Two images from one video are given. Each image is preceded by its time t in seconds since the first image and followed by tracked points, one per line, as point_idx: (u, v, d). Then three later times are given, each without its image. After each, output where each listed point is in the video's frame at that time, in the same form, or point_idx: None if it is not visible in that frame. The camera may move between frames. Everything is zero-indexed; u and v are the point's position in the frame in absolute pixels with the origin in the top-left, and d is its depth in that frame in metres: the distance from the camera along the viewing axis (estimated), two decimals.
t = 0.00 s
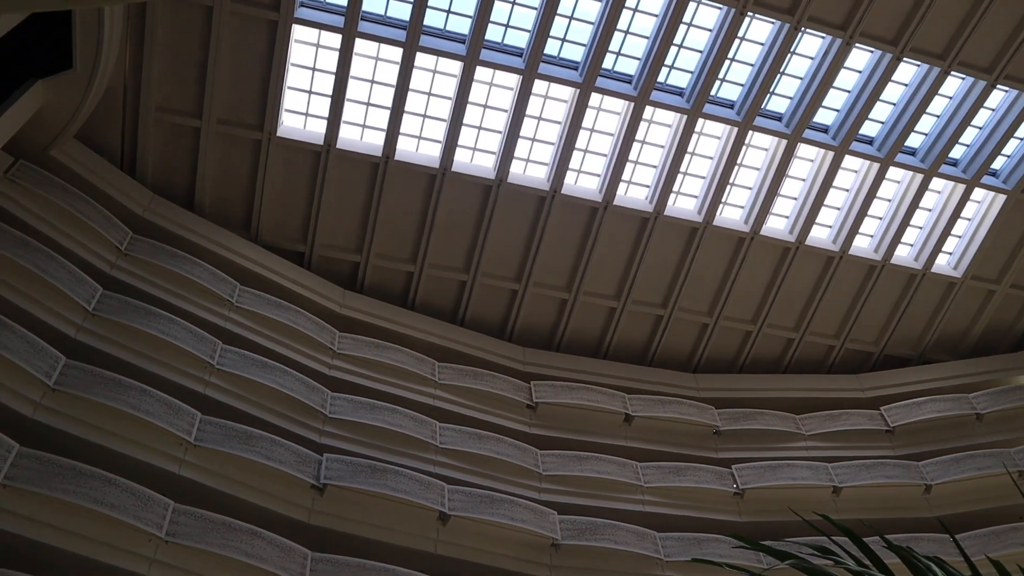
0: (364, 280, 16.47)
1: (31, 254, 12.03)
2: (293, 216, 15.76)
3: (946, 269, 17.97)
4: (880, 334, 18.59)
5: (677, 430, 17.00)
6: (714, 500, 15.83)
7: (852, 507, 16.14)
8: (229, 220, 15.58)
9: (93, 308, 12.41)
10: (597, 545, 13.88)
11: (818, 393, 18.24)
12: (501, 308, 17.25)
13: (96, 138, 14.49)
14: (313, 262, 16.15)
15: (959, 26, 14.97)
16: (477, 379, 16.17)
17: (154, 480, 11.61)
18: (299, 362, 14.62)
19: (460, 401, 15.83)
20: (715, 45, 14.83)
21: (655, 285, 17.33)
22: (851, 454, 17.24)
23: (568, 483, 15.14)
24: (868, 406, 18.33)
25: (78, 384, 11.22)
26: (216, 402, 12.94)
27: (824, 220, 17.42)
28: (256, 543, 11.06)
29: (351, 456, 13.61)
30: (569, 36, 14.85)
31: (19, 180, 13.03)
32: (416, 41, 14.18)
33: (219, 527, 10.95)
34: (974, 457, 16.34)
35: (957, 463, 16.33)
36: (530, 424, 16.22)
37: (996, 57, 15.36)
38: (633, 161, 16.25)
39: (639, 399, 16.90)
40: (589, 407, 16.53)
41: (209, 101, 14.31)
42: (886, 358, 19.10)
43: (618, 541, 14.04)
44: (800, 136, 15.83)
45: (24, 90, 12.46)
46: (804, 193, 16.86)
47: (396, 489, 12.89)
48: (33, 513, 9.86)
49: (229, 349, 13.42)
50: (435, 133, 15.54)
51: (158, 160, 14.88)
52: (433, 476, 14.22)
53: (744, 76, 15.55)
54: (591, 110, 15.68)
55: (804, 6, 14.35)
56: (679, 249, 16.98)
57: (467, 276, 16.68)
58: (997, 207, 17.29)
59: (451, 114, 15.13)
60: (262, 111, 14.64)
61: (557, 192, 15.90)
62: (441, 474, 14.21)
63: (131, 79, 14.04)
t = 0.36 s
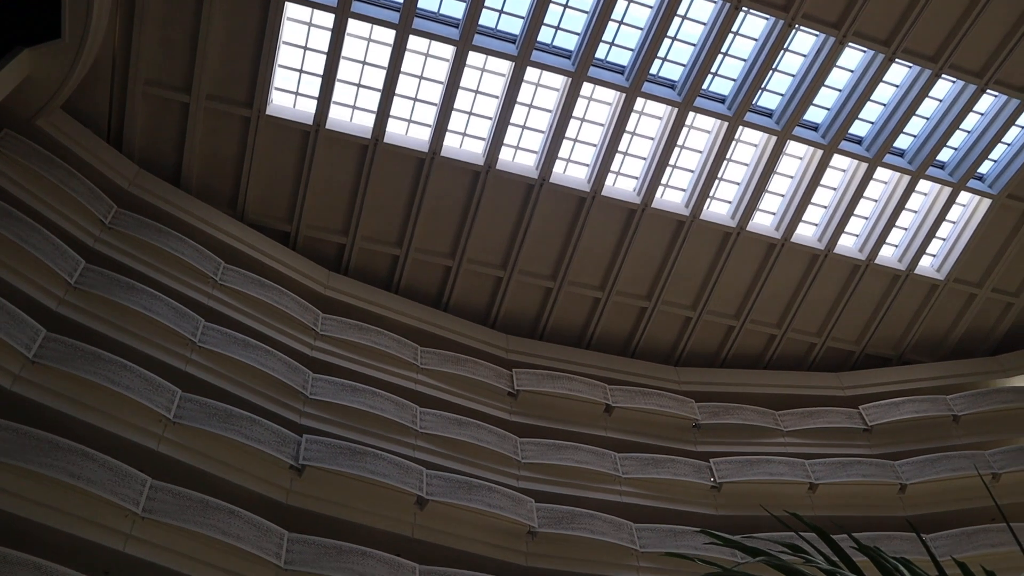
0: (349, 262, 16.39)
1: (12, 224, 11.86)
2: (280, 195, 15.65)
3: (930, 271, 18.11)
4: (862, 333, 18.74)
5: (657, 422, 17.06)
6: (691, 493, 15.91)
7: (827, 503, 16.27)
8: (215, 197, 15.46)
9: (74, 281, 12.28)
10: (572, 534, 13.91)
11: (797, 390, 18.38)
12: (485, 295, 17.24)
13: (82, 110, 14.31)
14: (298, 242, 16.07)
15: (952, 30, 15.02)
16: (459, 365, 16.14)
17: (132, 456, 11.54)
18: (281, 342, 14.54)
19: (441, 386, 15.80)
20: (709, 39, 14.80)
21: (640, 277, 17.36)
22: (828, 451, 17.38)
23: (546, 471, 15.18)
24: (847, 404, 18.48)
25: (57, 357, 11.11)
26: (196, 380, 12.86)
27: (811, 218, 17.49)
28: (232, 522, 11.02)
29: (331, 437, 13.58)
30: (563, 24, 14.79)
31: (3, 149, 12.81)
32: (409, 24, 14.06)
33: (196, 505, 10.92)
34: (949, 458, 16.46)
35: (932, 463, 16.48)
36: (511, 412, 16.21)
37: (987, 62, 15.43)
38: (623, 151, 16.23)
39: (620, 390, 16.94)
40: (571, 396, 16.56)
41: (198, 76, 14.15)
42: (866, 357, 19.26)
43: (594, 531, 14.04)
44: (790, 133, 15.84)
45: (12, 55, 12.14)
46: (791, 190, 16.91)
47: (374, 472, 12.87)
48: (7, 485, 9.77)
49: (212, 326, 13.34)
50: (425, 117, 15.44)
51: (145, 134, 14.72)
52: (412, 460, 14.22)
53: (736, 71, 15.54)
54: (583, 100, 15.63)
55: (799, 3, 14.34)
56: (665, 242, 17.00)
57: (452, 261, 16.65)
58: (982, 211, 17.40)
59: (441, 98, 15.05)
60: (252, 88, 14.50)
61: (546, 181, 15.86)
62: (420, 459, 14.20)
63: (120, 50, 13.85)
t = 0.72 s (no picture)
0: (331, 243, 16.31)
1: None
2: (264, 173, 15.53)
3: (909, 273, 18.27)
4: (840, 332, 18.92)
5: (634, 414, 17.14)
6: (665, 485, 16.01)
7: (799, 499, 16.42)
8: (198, 173, 15.32)
9: (53, 254, 12.14)
10: (545, 522, 13.95)
11: (773, 386, 18.54)
12: (467, 281, 17.23)
13: (65, 80, 14.10)
14: (281, 222, 15.97)
15: (940, 33, 15.10)
16: (439, 350, 16.13)
17: (107, 432, 11.45)
18: (261, 321, 14.44)
19: (420, 370, 15.78)
20: (700, 33, 14.80)
21: (623, 269, 17.41)
22: (801, 447, 17.54)
23: (522, 459, 15.21)
24: (822, 402, 18.66)
25: (33, 330, 10.99)
26: (174, 357, 12.76)
27: (793, 215, 17.58)
28: (206, 501, 10.98)
29: (308, 418, 13.53)
30: (554, 12, 14.74)
31: None
32: (399, 6, 13.95)
33: (170, 482, 10.87)
34: (921, 458, 16.64)
35: (904, 463, 16.67)
36: (489, 399, 16.22)
37: (973, 67, 15.53)
38: (609, 142, 16.22)
39: (598, 380, 17.00)
40: (549, 385, 16.60)
41: (184, 51, 13.97)
42: (843, 356, 19.45)
43: (568, 519, 14.11)
44: (777, 130, 15.88)
45: None
46: (775, 187, 16.98)
47: (350, 454, 12.85)
48: None
49: (191, 303, 13.24)
50: (412, 101, 15.35)
51: (128, 107, 14.54)
52: (388, 444, 14.21)
53: (725, 66, 15.56)
54: (571, 89, 15.58)
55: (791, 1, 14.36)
56: (648, 234, 17.03)
57: (434, 246, 16.61)
58: (963, 215, 17.54)
59: (430, 82, 14.96)
60: (238, 65, 14.33)
61: (531, 169, 15.84)
62: (397, 443, 14.19)
63: (106, 21, 13.64)
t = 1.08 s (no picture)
0: (313, 223, 16.21)
1: None
2: (246, 150, 15.38)
3: (888, 270, 18.42)
4: (817, 326, 19.09)
5: (612, 402, 17.20)
6: (640, 474, 16.10)
7: (772, 491, 16.58)
8: (179, 148, 15.14)
9: (29, 226, 11.95)
10: (519, 507, 14.00)
11: (750, 378, 18.68)
12: (448, 265, 17.19)
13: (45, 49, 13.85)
14: (263, 200, 15.84)
15: (927, 32, 15.17)
16: (418, 334, 16.09)
17: (81, 407, 11.34)
18: (239, 299, 14.31)
19: (399, 353, 15.73)
20: (688, 24, 14.77)
21: (604, 257, 17.43)
22: (776, 439, 17.69)
23: (499, 444, 15.23)
24: (797, 395, 18.82)
25: (8, 302, 10.84)
26: (150, 333, 12.64)
27: (775, 209, 17.66)
28: (179, 479, 10.91)
29: (284, 398, 13.47)
30: None
31: None
32: None
33: (144, 459, 10.78)
34: (893, 454, 16.84)
35: (875, 458, 16.87)
36: (467, 383, 16.21)
37: (958, 67, 15.62)
38: (595, 130, 16.19)
39: (576, 367, 17.04)
40: (528, 371, 16.61)
41: (168, 23, 13.76)
42: (820, 350, 19.63)
43: (542, 505, 14.17)
44: (762, 124, 15.91)
45: None
46: (759, 180, 17.03)
47: (326, 436, 12.81)
48: None
49: (169, 279, 13.11)
50: (398, 82, 15.23)
51: (110, 79, 14.32)
52: (365, 426, 14.18)
53: (713, 57, 15.56)
54: (558, 76, 15.51)
55: None
56: (631, 223, 17.05)
57: (417, 229, 16.55)
58: (942, 214, 17.69)
59: (416, 64, 14.83)
60: (223, 40, 14.14)
61: (516, 154, 15.78)
62: (374, 425, 14.16)
63: None
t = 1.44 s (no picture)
0: (296, 203, 16.11)
1: None
2: (231, 128, 15.24)
3: (868, 267, 18.57)
4: (796, 322, 19.25)
5: (591, 391, 17.27)
6: (616, 463, 16.18)
7: (746, 483, 16.72)
8: (163, 123, 14.99)
9: (8, 197, 11.78)
10: (495, 493, 14.04)
11: (728, 371, 18.81)
12: (431, 249, 17.16)
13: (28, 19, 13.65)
14: (246, 178, 15.72)
15: (915, 32, 15.24)
16: (399, 318, 16.05)
17: (57, 382, 11.24)
18: (220, 277, 14.20)
19: (379, 336, 15.69)
20: (679, 16, 14.75)
21: (588, 247, 17.46)
22: (751, 432, 17.84)
23: (477, 430, 15.25)
24: (774, 389, 18.98)
25: None
26: (129, 308, 12.53)
27: (759, 204, 17.75)
28: (155, 456, 10.83)
29: (263, 378, 13.40)
30: None
31: None
32: None
33: (119, 435, 10.70)
34: (867, 450, 17.02)
35: (849, 453, 17.05)
36: (446, 368, 16.19)
37: (945, 68, 15.71)
38: (582, 119, 16.17)
39: (555, 355, 17.07)
40: (508, 358, 16.62)
41: None
42: (798, 346, 19.80)
43: (518, 492, 14.21)
44: (748, 118, 15.94)
45: None
46: (743, 174, 17.08)
47: (304, 416, 12.77)
48: None
49: (149, 256, 12.99)
50: (387, 64, 15.13)
51: (94, 51, 14.13)
52: (343, 408, 14.16)
53: (702, 50, 15.56)
54: (547, 64, 15.45)
55: None
56: (615, 213, 17.06)
57: (401, 213, 16.49)
58: (923, 214, 17.83)
59: (405, 46, 14.72)
60: (210, 16, 13.96)
61: (502, 141, 15.72)
62: (352, 407, 14.13)
63: None
